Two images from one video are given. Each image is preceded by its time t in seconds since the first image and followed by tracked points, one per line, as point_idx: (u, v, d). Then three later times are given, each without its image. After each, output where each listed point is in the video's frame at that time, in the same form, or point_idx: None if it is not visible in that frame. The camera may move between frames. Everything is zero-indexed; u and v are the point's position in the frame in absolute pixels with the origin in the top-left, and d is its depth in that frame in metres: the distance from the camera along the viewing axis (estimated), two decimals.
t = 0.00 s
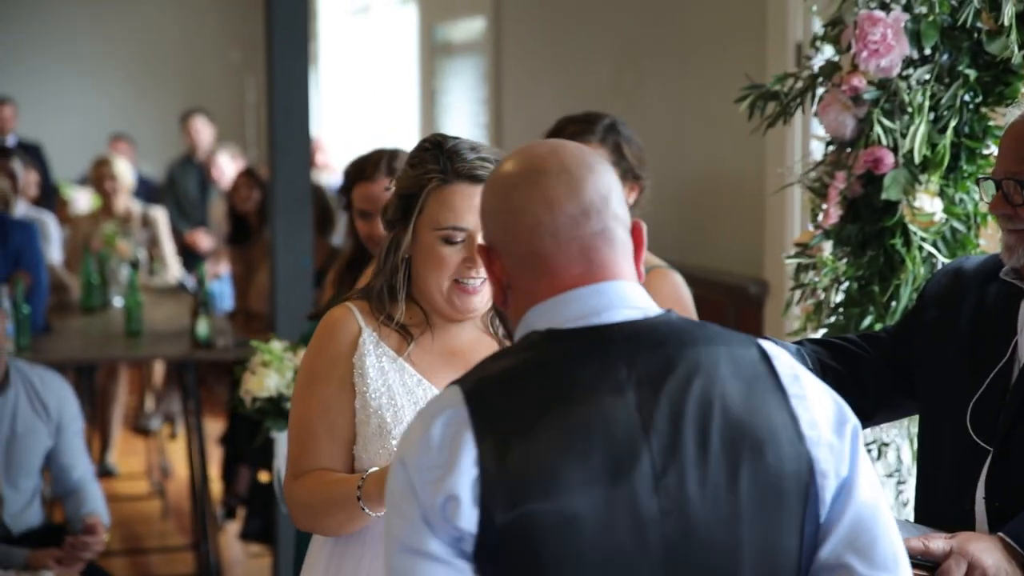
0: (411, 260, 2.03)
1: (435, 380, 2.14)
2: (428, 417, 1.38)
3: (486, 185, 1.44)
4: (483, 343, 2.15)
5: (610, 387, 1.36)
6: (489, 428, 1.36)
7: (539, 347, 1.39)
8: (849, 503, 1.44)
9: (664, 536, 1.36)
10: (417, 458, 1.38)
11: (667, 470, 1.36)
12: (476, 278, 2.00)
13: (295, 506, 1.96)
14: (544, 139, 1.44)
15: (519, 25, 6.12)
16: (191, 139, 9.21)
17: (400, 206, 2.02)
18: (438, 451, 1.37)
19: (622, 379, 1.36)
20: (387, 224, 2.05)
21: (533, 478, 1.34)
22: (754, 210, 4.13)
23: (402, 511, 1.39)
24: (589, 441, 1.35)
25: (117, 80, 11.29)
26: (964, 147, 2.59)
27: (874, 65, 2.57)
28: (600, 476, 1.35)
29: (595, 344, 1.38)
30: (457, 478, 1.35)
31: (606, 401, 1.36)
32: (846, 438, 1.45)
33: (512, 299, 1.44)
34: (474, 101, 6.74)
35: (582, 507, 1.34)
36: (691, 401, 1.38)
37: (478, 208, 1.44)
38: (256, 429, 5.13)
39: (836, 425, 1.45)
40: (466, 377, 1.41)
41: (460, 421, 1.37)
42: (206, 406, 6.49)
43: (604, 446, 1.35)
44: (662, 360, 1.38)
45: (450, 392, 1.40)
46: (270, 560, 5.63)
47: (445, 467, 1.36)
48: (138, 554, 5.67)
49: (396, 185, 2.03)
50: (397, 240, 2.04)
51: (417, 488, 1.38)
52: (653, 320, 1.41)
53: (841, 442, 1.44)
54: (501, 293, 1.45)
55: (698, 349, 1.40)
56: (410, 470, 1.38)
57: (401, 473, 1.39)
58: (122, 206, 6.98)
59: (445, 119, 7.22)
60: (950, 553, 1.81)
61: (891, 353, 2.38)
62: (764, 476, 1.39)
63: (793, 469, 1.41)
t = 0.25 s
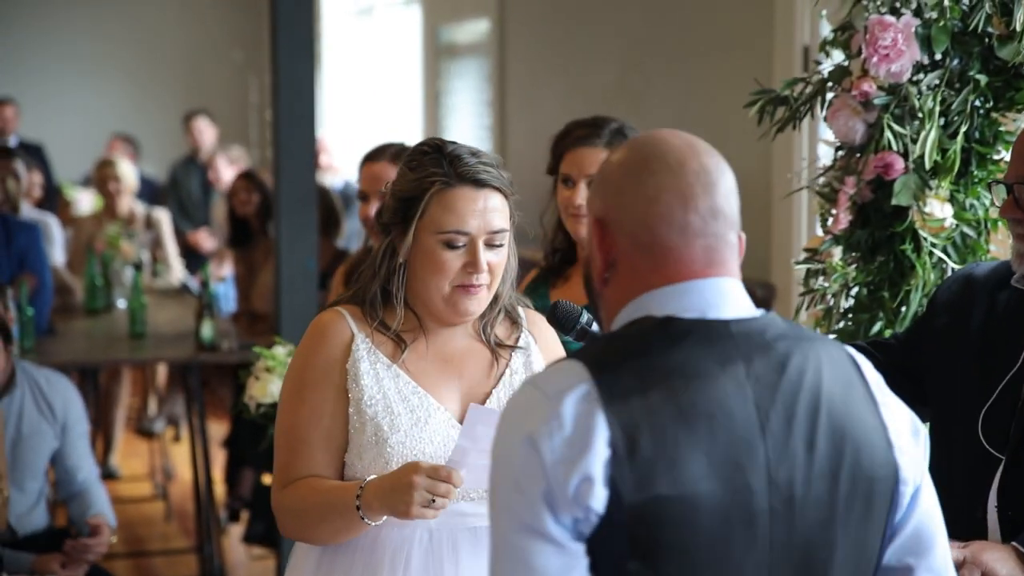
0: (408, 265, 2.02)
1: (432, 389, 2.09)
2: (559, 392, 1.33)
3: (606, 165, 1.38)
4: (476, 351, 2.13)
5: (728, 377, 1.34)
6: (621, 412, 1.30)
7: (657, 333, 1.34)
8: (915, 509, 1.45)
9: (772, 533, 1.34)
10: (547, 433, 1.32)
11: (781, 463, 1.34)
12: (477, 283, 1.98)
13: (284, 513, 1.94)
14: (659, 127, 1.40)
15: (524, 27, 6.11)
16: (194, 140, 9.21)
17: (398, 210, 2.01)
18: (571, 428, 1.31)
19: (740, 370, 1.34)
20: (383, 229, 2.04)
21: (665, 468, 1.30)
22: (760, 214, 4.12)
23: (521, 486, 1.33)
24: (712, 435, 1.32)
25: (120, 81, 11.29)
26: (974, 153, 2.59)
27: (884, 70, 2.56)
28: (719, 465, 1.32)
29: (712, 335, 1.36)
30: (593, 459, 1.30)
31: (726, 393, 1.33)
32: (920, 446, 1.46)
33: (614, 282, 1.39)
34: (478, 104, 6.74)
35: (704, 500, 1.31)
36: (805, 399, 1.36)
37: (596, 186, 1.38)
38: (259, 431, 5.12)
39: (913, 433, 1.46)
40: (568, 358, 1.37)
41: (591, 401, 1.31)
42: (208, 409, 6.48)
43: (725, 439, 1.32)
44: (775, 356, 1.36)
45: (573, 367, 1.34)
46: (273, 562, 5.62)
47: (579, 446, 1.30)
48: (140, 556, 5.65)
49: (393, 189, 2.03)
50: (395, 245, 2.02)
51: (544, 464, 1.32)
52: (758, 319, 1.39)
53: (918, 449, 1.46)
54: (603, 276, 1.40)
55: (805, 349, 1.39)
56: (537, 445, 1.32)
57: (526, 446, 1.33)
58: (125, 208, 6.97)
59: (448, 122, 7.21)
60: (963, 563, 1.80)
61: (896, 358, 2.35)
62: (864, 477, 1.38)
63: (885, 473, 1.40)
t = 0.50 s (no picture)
0: (409, 278, 2.00)
1: (434, 401, 2.07)
2: (658, 385, 1.26)
3: (706, 149, 1.31)
4: (473, 362, 2.11)
5: (812, 381, 1.29)
6: (721, 405, 1.25)
7: (742, 335, 1.29)
8: (963, 534, 1.41)
9: (850, 539, 1.29)
10: (651, 425, 1.25)
11: (863, 469, 1.29)
12: (480, 296, 1.96)
13: (288, 523, 1.93)
14: (752, 116, 1.34)
15: (526, 28, 6.09)
16: (196, 140, 9.19)
17: (400, 221, 1.99)
18: (676, 420, 1.24)
19: (821, 374, 1.30)
20: (383, 241, 2.02)
21: (767, 465, 1.24)
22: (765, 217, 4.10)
23: (620, 480, 1.26)
24: (802, 434, 1.27)
25: (122, 82, 11.28)
26: (984, 157, 2.56)
27: (892, 74, 2.54)
28: (809, 467, 1.26)
29: (792, 340, 1.31)
30: (699, 455, 1.23)
31: (813, 393, 1.29)
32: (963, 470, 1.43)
33: (691, 274, 1.33)
34: (481, 105, 6.72)
35: (798, 501, 1.26)
36: (879, 404, 1.33)
37: (693, 170, 1.31)
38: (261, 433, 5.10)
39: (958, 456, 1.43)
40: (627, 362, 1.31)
41: (691, 397, 1.25)
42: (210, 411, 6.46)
43: (813, 440, 1.27)
44: (847, 364, 1.33)
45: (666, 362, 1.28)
46: (275, 565, 5.61)
47: (689, 439, 1.24)
48: (142, 559, 5.63)
49: (394, 201, 2.01)
50: (395, 257, 2.00)
51: (649, 455, 1.25)
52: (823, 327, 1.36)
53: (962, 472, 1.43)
54: (682, 265, 1.33)
55: (867, 359, 1.36)
56: (640, 437, 1.25)
57: (624, 435, 1.26)
58: (127, 209, 6.95)
59: (451, 123, 7.20)
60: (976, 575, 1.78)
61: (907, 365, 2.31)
62: (931, 488, 1.35)
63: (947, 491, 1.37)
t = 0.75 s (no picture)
0: (420, 288, 1.96)
1: (447, 409, 2.03)
2: (676, 415, 1.25)
3: (762, 164, 1.28)
4: (485, 372, 2.08)
5: (834, 413, 1.28)
6: (735, 440, 1.23)
7: (764, 361, 1.28)
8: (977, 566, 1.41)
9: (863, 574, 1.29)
10: (665, 457, 1.24)
11: (877, 504, 1.28)
12: (491, 305, 1.92)
13: (306, 537, 1.87)
14: (809, 131, 1.31)
15: (528, 31, 6.07)
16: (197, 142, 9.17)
17: (409, 230, 1.95)
18: (693, 454, 1.23)
19: (842, 407, 1.28)
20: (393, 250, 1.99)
21: (779, 502, 1.23)
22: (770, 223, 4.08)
23: (631, 509, 1.25)
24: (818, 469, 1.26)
25: (123, 83, 11.26)
26: (994, 165, 2.53)
27: (900, 81, 2.51)
28: (820, 502, 1.25)
29: (815, 369, 1.30)
30: (712, 490, 1.22)
31: (833, 425, 1.27)
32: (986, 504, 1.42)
33: (727, 287, 1.31)
34: (483, 108, 6.70)
35: (808, 538, 1.25)
36: (903, 438, 1.31)
37: (746, 184, 1.28)
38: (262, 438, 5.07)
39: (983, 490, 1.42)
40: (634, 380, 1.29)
41: (708, 430, 1.24)
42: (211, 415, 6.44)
43: (828, 475, 1.26)
44: (870, 395, 1.31)
45: (686, 393, 1.27)
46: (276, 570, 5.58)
47: (702, 475, 1.23)
48: (144, 564, 5.61)
49: (403, 210, 1.97)
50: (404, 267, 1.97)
51: (660, 488, 1.24)
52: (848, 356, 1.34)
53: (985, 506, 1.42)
54: (722, 276, 1.31)
55: (894, 390, 1.34)
56: (652, 468, 1.24)
57: (637, 466, 1.25)
58: (127, 212, 6.93)
59: (453, 126, 7.18)
60: None
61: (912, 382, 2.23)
62: (950, 524, 1.33)
63: (964, 526, 1.35)
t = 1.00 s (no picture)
0: (437, 287, 1.94)
1: (467, 411, 2.00)
2: (623, 425, 1.28)
3: (746, 190, 1.30)
4: (505, 372, 2.05)
5: (798, 425, 1.29)
6: (680, 449, 1.26)
7: (748, 369, 1.31)
8: None
9: None
10: (604, 466, 1.28)
11: (844, 516, 1.29)
12: (509, 305, 1.89)
13: (326, 543, 1.83)
14: (807, 148, 1.31)
15: (532, 29, 6.05)
16: (199, 142, 9.14)
17: (425, 230, 1.93)
18: (627, 463, 1.27)
19: (808, 419, 1.29)
20: (410, 250, 1.96)
21: (723, 513, 1.26)
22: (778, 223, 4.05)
23: (570, 515, 1.30)
24: (773, 479, 1.27)
25: (123, 84, 11.24)
26: (1008, 166, 2.50)
27: (914, 82, 2.49)
28: (776, 512, 1.27)
29: (788, 377, 1.31)
30: (645, 498, 1.25)
31: (792, 436, 1.28)
32: (994, 520, 1.40)
33: (716, 294, 1.34)
34: (487, 107, 6.68)
35: (755, 548, 1.27)
36: (879, 451, 1.31)
37: (743, 203, 1.29)
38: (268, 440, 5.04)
39: (990, 506, 1.39)
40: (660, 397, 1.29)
41: (654, 439, 1.27)
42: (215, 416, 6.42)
43: (785, 485, 1.28)
44: (845, 407, 1.31)
45: (642, 400, 1.30)
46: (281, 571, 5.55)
47: (635, 485, 1.26)
48: (147, 566, 5.57)
49: (418, 209, 1.95)
50: (422, 267, 1.95)
51: (595, 496, 1.28)
52: (835, 365, 1.34)
53: (992, 521, 1.39)
54: (711, 293, 1.34)
55: (881, 403, 1.34)
56: (590, 477, 1.28)
57: (577, 474, 1.30)
58: (130, 212, 6.89)
59: (457, 125, 7.15)
60: None
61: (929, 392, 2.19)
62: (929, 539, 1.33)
63: (947, 538, 1.35)
